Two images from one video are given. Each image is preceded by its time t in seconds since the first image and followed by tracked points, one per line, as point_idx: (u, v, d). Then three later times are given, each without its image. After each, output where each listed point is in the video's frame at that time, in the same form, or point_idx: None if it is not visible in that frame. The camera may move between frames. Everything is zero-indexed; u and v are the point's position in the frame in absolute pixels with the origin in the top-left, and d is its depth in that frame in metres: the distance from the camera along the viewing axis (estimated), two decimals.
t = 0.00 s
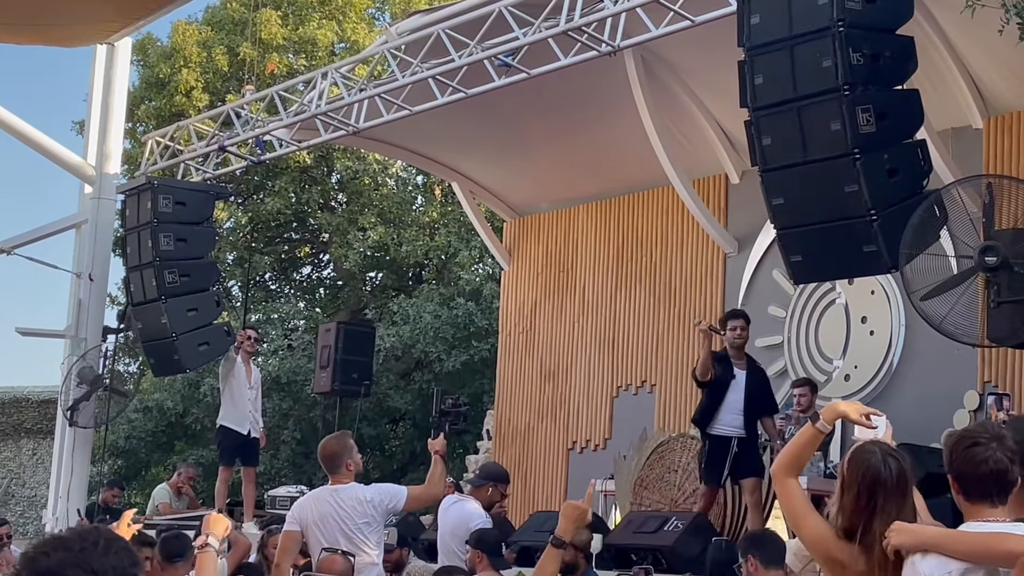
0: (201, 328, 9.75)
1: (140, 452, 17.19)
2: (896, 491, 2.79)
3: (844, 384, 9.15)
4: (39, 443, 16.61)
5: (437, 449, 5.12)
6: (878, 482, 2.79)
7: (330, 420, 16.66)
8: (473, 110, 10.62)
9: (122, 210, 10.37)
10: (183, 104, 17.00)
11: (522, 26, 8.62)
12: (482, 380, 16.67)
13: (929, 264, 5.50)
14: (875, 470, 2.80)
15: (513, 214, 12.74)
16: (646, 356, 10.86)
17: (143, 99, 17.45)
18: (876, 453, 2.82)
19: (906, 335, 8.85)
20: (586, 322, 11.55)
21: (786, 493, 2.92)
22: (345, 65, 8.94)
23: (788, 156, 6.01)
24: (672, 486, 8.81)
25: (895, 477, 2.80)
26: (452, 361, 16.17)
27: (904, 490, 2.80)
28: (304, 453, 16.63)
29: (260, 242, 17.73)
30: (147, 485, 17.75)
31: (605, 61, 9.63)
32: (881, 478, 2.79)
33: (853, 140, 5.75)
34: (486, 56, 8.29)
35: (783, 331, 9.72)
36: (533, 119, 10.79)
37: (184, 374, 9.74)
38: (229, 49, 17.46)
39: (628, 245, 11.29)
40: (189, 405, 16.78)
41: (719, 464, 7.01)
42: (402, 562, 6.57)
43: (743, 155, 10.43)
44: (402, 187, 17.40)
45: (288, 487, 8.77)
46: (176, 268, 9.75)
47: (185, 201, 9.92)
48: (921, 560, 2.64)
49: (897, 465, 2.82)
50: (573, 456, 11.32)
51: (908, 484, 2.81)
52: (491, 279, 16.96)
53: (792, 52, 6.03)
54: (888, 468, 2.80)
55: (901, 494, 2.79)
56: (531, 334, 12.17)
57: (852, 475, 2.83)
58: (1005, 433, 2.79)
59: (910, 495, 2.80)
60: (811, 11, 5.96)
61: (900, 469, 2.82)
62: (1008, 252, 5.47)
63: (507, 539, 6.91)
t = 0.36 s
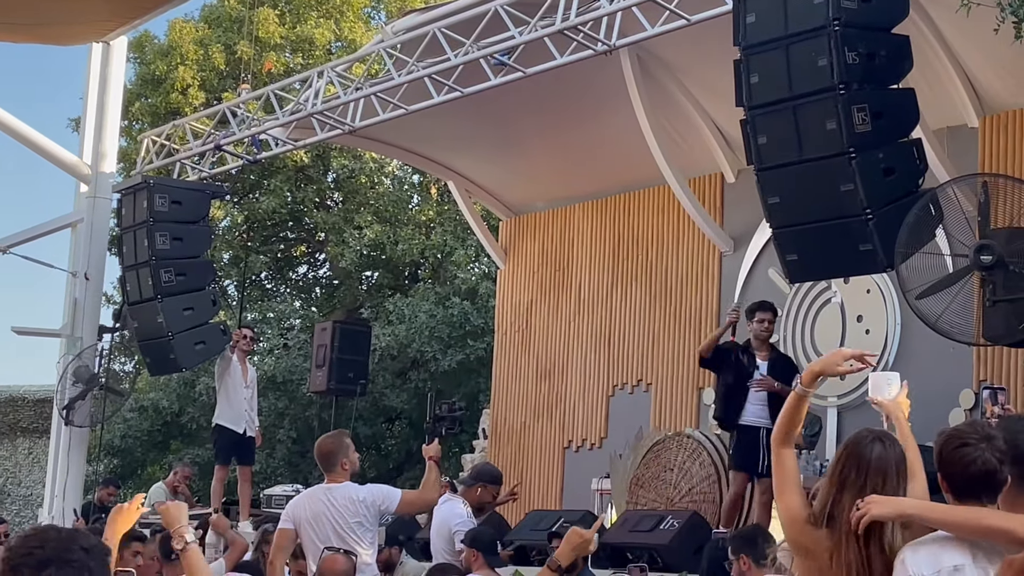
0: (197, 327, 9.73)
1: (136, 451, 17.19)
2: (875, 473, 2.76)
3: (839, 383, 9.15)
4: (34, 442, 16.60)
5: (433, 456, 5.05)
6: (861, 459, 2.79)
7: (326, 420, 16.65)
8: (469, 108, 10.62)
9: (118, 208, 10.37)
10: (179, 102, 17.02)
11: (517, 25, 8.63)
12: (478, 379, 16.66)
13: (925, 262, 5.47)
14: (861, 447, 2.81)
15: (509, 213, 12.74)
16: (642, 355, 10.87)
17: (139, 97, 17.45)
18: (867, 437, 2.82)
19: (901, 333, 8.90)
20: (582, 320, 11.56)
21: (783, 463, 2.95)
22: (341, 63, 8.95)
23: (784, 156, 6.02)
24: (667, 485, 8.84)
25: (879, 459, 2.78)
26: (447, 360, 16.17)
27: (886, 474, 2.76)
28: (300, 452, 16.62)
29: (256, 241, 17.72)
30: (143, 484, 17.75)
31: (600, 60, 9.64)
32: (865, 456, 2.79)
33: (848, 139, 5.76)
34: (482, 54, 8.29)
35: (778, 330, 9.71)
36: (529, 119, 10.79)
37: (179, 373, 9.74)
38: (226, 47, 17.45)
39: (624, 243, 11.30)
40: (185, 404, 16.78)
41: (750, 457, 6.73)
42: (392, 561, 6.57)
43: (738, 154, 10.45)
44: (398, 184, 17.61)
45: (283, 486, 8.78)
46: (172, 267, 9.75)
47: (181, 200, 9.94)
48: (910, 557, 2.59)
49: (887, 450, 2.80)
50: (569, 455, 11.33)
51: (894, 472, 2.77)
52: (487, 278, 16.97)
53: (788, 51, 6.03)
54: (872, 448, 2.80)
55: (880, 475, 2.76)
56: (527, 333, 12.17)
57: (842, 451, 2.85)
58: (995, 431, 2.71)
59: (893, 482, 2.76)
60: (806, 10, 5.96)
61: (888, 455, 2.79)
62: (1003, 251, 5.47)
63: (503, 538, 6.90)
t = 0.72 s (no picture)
0: (193, 326, 9.73)
1: (131, 450, 17.17)
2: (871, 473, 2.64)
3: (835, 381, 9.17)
4: (29, 441, 16.57)
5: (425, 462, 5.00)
6: (862, 458, 2.65)
7: (322, 419, 16.64)
8: (464, 107, 10.63)
9: (113, 207, 10.37)
10: (174, 102, 17.03)
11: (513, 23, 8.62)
12: (474, 377, 16.67)
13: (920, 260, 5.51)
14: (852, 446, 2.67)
15: (504, 212, 12.74)
16: (637, 354, 10.87)
17: (134, 96, 17.44)
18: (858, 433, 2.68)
19: (897, 332, 8.91)
20: (577, 319, 11.56)
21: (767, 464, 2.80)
22: (336, 62, 8.95)
23: (778, 155, 6.01)
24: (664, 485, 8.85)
25: (880, 459, 2.66)
26: (443, 360, 16.19)
27: (883, 474, 2.65)
28: (295, 452, 16.61)
29: (251, 240, 17.71)
30: (138, 484, 17.73)
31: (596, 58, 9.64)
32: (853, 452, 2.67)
33: (843, 138, 5.76)
34: (477, 53, 8.30)
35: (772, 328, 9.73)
36: (524, 118, 10.79)
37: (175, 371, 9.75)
38: (221, 46, 17.45)
39: (619, 243, 11.30)
40: (180, 404, 16.77)
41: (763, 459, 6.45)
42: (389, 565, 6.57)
43: (733, 153, 10.45)
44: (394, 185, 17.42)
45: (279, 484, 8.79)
46: (167, 266, 9.75)
47: (176, 199, 9.95)
48: (901, 556, 2.56)
49: (885, 450, 2.68)
50: (564, 454, 11.33)
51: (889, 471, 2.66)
52: (482, 277, 17.01)
53: (783, 50, 6.03)
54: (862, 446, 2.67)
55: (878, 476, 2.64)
56: (522, 332, 12.17)
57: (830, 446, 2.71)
58: (991, 430, 2.71)
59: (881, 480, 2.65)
60: (801, 8, 5.96)
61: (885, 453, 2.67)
62: (999, 248, 5.48)
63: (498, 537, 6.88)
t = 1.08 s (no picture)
0: (187, 326, 9.72)
1: (126, 450, 17.17)
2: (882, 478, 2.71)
3: (830, 380, 9.17)
4: (24, 441, 16.55)
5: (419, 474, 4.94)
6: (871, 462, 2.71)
7: (317, 418, 16.63)
8: (459, 107, 10.63)
9: (108, 207, 10.37)
10: (167, 101, 17.01)
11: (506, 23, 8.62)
12: (469, 376, 16.68)
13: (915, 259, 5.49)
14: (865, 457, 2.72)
15: (499, 211, 12.74)
16: (631, 352, 10.88)
17: (127, 95, 17.42)
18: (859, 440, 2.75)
19: (891, 330, 8.91)
20: (572, 318, 11.57)
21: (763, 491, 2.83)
22: (330, 62, 8.96)
23: (772, 154, 6.01)
24: (658, 483, 8.84)
25: (890, 462, 2.71)
26: (438, 359, 16.21)
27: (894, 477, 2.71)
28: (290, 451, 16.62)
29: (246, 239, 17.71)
30: (133, 483, 17.73)
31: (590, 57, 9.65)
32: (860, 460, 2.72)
33: (836, 137, 5.75)
34: (470, 54, 8.30)
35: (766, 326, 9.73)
36: (520, 117, 10.80)
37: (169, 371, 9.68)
38: (214, 46, 17.44)
39: (613, 242, 11.31)
40: (174, 403, 16.78)
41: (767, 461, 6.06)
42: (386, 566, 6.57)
43: (728, 151, 10.45)
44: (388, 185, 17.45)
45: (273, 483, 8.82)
46: (162, 266, 9.76)
47: (171, 198, 9.97)
48: (895, 555, 2.58)
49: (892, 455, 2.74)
50: (559, 454, 11.34)
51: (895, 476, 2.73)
52: (477, 276, 17.05)
53: (776, 50, 6.04)
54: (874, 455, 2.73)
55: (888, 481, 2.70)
56: (517, 331, 12.18)
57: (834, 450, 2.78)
58: (983, 431, 2.73)
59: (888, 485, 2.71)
60: (794, 8, 5.96)
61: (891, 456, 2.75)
62: (993, 248, 5.43)
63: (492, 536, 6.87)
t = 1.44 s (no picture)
0: (181, 326, 9.75)
1: (119, 450, 17.15)
2: (879, 477, 2.57)
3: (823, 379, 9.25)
4: (17, 442, 16.51)
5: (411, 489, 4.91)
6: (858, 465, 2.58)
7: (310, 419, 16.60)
8: (452, 107, 10.63)
9: (100, 208, 10.37)
10: (160, 101, 17.00)
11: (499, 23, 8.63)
12: (463, 377, 16.65)
13: (908, 259, 5.43)
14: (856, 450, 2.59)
15: (492, 211, 12.74)
16: (625, 352, 10.89)
17: (120, 96, 17.41)
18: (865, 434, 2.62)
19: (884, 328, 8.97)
20: (565, 318, 11.57)
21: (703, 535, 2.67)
22: (323, 62, 8.96)
23: (765, 154, 6.01)
24: (652, 483, 8.85)
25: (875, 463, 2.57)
26: (431, 359, 16.21)
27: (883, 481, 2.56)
28: (283, 451, 16.58)
29: (239, 239, 17.71)
30: (126, 484, 17.71)
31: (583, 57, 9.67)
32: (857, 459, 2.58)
33: (828, 137, 5.75)
34: (464, 53, 8.28)
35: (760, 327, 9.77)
36: (513, 117, 10.80)
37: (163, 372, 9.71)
38: (206, 46, 17.44)
39: (607, 242, 11.31)
40: (167, 404, 16.78)
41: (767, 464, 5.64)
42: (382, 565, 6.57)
43: (720, 151, 10.48)
44: (381, 184, 17.59)
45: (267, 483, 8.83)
46: (155, 266, 9.79)
47: (164, 199, 9.97)
48: (891, 555, 2.46)
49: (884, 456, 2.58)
50: (552, 454, 11.35)
51: (901, 481, 2.59)
52: (470, 276, 17.08)
53: (769, 50, 6.03)
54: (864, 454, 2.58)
55: (884, 481, 2.56)
56: (510, 330, 12.18)
57: (841, 445, 2.64)
58: (979, 430, 2.70)
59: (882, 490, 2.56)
60: (787, 8, 5.97)
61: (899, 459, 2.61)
62: (985, 248, 5.34)
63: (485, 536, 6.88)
